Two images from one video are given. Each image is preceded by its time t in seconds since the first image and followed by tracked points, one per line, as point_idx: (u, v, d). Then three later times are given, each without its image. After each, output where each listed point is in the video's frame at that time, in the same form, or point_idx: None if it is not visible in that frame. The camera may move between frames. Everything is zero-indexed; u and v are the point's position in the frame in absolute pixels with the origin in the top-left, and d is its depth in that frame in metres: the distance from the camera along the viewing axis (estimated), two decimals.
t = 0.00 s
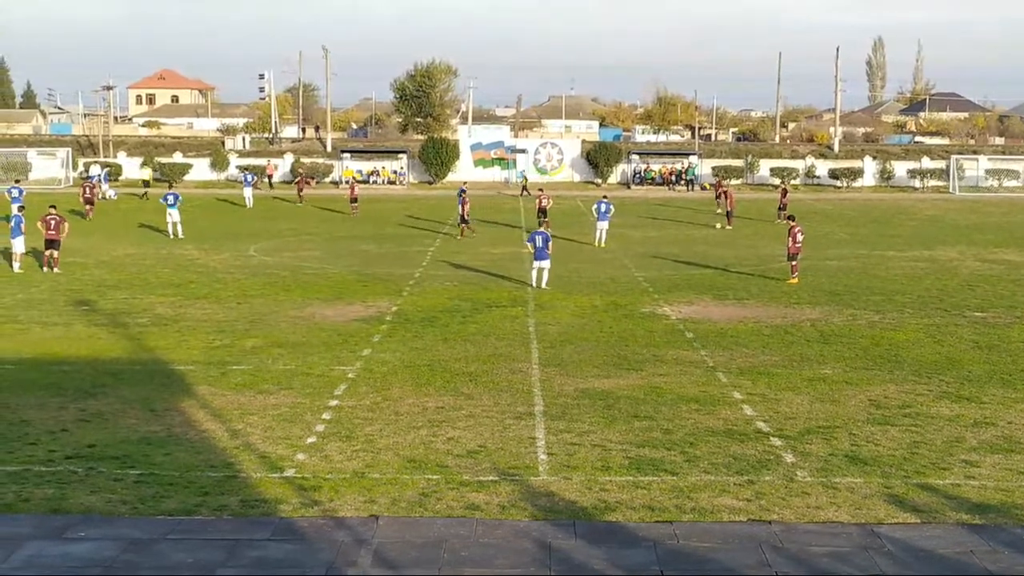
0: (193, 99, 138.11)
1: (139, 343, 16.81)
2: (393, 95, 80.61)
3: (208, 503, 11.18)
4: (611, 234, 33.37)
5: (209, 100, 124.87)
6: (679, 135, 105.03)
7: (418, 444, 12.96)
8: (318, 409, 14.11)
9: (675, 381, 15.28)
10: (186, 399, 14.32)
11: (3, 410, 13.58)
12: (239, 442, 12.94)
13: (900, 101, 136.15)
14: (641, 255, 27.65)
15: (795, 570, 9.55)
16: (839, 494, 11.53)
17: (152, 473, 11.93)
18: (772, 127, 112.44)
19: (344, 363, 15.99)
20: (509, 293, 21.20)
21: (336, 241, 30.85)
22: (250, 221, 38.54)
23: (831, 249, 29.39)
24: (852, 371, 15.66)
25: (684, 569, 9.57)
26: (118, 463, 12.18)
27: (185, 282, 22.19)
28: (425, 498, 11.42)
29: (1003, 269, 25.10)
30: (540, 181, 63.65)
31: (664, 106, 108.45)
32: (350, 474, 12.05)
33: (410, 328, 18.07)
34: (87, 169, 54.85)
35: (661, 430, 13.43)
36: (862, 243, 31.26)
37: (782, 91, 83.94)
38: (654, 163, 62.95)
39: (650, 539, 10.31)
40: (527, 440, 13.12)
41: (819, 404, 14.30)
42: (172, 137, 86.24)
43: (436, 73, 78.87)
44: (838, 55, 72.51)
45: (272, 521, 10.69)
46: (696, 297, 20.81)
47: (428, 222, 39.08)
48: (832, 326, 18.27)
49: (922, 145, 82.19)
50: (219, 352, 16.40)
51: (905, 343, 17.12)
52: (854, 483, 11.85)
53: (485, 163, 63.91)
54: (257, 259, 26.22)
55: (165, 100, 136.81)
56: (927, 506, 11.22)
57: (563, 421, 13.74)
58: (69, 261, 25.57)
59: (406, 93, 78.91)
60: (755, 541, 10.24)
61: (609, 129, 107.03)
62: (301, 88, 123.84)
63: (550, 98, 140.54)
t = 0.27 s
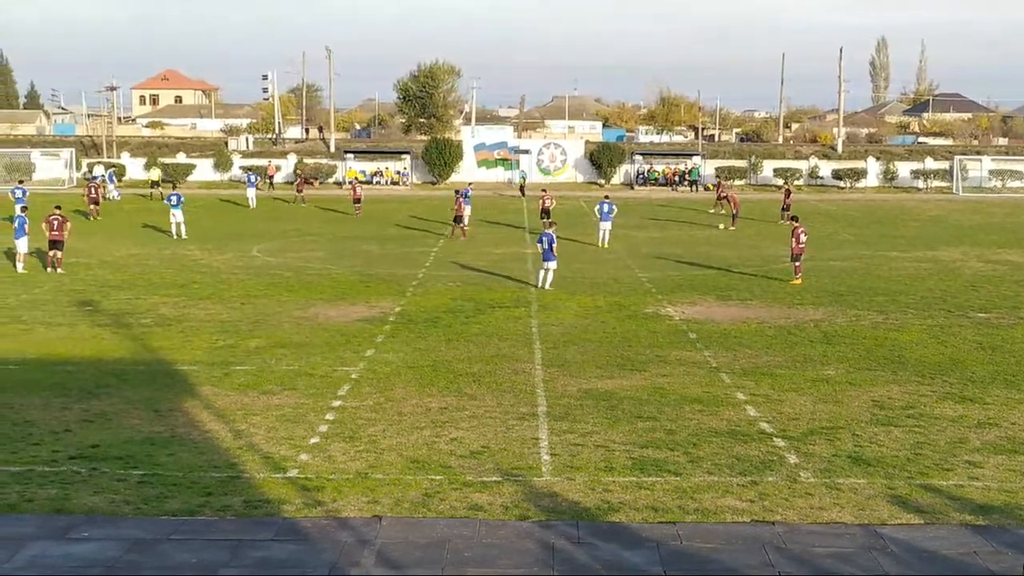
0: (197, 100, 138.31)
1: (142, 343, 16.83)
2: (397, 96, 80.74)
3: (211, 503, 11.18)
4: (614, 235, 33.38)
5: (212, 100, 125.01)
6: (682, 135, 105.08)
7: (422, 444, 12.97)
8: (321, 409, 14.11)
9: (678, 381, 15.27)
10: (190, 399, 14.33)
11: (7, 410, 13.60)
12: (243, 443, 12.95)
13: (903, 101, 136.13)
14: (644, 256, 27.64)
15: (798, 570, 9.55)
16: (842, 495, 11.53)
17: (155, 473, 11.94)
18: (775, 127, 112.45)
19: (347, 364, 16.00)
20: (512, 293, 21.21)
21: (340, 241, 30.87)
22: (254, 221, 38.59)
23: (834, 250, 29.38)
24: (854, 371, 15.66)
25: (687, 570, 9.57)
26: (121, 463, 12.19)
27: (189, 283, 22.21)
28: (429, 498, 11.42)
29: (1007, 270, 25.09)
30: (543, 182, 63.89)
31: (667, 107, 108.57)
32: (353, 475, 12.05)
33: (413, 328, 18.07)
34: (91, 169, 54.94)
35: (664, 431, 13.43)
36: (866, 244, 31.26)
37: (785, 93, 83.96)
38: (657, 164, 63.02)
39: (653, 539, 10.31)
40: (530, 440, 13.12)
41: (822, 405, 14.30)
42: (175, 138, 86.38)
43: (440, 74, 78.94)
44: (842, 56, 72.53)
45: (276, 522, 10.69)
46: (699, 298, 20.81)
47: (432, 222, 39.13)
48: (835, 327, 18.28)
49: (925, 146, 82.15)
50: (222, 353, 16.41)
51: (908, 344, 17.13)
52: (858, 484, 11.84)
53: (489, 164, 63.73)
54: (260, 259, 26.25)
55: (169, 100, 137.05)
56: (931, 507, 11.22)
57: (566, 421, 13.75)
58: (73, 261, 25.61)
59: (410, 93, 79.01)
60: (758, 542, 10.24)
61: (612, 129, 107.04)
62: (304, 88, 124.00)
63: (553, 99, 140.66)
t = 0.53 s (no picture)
0: (201, 106, 138.50)
1: (145, 349, 16.83)
2: (400, 102, 80.81)
3: (214, 509, 11.17)
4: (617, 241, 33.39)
5: (216, 106, 125.19)
6: (685, 142, 105.06)
7: (425, 450, 12.96)
8: (324, 415, 14.11)
9: (681, 388, 15.26)
10: (193, 406, 14.33)
11: (10, 416, 13.60)
12: (246, 449, 12.95)
13: (906, 107, 136.13)
14: (647, 262, 27.63)
15: None
16: (846, 502, 11.51)
17: (158, 479, 11.94)
18: (778, 134, 112.50)
19: (351, 370, 16.00)
20: (515, 299, 21.21)
21: (343, 247, 30.89)
22: (257, 226, 38.62)
23: (838, 256, 29.37)
24: (858, 378, 15.65)
25: None
26: (124, 469, 12.19)
27: (191, 289, 22.22)
28: (431, 504, 11.41)
29: (1011, 276, 25.07)
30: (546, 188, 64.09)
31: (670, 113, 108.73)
32: (356, 481, 12.04)
33: (416, 334, 18.07)
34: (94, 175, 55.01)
35: (667, 437, 13.43)
36: (870, 250, 31.23)
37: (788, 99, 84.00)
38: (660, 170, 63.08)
39: (656, 545, 10.30)
40: (533, 447, 13.11)
41: (826, 411, 14.29)
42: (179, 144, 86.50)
43: (443, 80, 78.84)
44: (844, 63, 72.63)
45: (278, 528, 10.69)
46: (702, 304, 20.80)
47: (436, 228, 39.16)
48: (838, 333, 18.27)
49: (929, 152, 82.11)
50: (225, 359, 16.41)
51: (912, 351, 17.10)
52: (861, 490, 11.83)
53: (492, 171, 63.85)
54: (263, 265, 26.26)
55: (173, 106, 137.28)
56: (934, 513, 11.21)
57: (570, 427, 13.74)
58: (76, 267, 25.63)
59: (413, 99, 79.09)
60: (761, 548, 10.22)
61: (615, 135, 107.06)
62: (307, 95, 124.20)
63: (556, 105, 140.79)
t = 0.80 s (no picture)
0: (202, 109, 138.52)
1: (146, 351, 16.84)
2: (401, 104, 80.90)
3: (215, 511, 11.18)
4: (618, 244, 33.39)
5: (217, 108, 125.25)
6: (686, 143, 105.04)
7: (426, 452, 12.97)
8: (325, 417, 14.12)
9: (682, 390, 15.26)
10: (194, 407, 14.34)
11: (11, 418, 13.61)
12: (247, 451, 12.95)
13: (908, 108, 136.17)
14: (649, 264, 27.63)
15: None
16: (847, 504, 11.51)
17: (159, 481, 11.94)
18: (779, 136, 112.53)
19: (352, 372, 16.01)
20: (516, 302, 21.22)
21: (344, 250, 30.89)
22: (258, 229, 38.63)
23: (839, 258, 29.37)
24: (859, 380, 15.65)
25: None
26: (125, 471, 12.19)
27: (192, 291, 22.22)
28: (432, 506, 11.41)
29: (1012, 278, 25.08)
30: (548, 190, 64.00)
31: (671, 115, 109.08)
32: (358, 483, 12.05)
33: (417, 336, 18.08)
34: (95, 178, 55.01)
35: (668, 439, 13.43)
36: (871, 253, 31.22)
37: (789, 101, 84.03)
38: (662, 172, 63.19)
39: (657, 547, 10.30)
40: (535, 449, 13.12)
41: (827, 413, 14.29)
42: (181, 146, 86.52)
43: (444, 83, 78.98)
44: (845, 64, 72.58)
45: (279, 529, 10.69)
46: (703, 306, 20.80)
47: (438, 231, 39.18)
48: (839, 335, 18.27)
49: (930, 154, 82.08)
50: (226, 361, 16.41)
51: (913, 352, 17.10)
52: (862, 492, 11.83)
53: (493, 172, 64.04)
54: (264, 268, 26.26)
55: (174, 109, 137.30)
56: (935, 515, 11.21)
57: (571, 429, 13.75)
58: (78, 269, 25.64)
59: (414, 102, 79.16)
60: (762, 551, 10.22)
61: (616, 138, 107.08)
62: (309, 97, 124.27)
63: (557, 107, 140.88)
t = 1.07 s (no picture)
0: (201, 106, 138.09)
1: (142, 349, 16.62)
2: (400, 101, 80.64)
3: (210, 512, 10.97)
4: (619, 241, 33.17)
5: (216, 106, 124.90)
6: (687, 139, 104.65)
7: (425, 452, 12.77)
8: (323, 416, 13.91)
9: (685, 389, 15.07)
10: (190, 407, 14.13)
11: (4, 417, 13.39)
12: (243, 450, 12.74)
13: (908, 106, 135.98)
14: (651, 262, 27.40)
15: None
16: (853, 505, 11.32)
17: (153, 482, 11.73)
18: (779, 133, 112.28)
19: (350, 371, 15.80)
20: (516, 300, 21.02)
21: (343, 247, 30.67)
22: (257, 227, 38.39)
23: (842, 255, 29.15)
24: (864, 379, 15.45)
25: None
26: (119, 471, 11.99)
27: (189, 289, 22.01)
28: (432, 507, 11.21)
29: (1017, 275, 24.87)
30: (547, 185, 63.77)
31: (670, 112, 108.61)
32: (356, 483, 11.84)
33: (416, 335, 17.87)
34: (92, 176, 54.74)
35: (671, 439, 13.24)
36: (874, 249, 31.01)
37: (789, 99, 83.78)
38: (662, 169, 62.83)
39: (661, 549, 10.11)
40: (536, 448, 12.91)
41: (832, 413, 14.09)
42: (179, 143, 86.23)
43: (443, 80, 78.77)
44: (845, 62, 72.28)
45: (275, 531, 10.49)
46: (706, 304, 20.61)
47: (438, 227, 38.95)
48: (843, 334, 18.07)
49: (931, 151, 81.89)
50: (223, 360, 16.19)
51: (918, 351, 16.90)
52: (869, 493, 11.64)
53: (492, 168, 63.70)
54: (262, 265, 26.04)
55: (172, 105, 136.88)
56: (943, 516, 11.01)
57: (573, 429, 13.54)
58: (73, 267, 25.41)
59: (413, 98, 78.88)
60: (767, 552, 10.03)
61: (615, 135, 106.78)
62: (307, 94, 123.92)
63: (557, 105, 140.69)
